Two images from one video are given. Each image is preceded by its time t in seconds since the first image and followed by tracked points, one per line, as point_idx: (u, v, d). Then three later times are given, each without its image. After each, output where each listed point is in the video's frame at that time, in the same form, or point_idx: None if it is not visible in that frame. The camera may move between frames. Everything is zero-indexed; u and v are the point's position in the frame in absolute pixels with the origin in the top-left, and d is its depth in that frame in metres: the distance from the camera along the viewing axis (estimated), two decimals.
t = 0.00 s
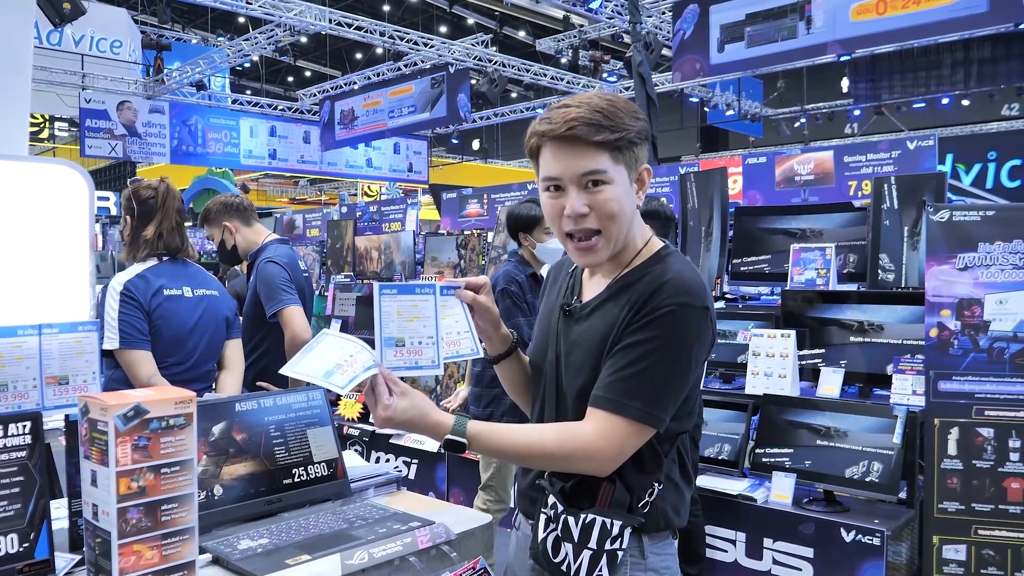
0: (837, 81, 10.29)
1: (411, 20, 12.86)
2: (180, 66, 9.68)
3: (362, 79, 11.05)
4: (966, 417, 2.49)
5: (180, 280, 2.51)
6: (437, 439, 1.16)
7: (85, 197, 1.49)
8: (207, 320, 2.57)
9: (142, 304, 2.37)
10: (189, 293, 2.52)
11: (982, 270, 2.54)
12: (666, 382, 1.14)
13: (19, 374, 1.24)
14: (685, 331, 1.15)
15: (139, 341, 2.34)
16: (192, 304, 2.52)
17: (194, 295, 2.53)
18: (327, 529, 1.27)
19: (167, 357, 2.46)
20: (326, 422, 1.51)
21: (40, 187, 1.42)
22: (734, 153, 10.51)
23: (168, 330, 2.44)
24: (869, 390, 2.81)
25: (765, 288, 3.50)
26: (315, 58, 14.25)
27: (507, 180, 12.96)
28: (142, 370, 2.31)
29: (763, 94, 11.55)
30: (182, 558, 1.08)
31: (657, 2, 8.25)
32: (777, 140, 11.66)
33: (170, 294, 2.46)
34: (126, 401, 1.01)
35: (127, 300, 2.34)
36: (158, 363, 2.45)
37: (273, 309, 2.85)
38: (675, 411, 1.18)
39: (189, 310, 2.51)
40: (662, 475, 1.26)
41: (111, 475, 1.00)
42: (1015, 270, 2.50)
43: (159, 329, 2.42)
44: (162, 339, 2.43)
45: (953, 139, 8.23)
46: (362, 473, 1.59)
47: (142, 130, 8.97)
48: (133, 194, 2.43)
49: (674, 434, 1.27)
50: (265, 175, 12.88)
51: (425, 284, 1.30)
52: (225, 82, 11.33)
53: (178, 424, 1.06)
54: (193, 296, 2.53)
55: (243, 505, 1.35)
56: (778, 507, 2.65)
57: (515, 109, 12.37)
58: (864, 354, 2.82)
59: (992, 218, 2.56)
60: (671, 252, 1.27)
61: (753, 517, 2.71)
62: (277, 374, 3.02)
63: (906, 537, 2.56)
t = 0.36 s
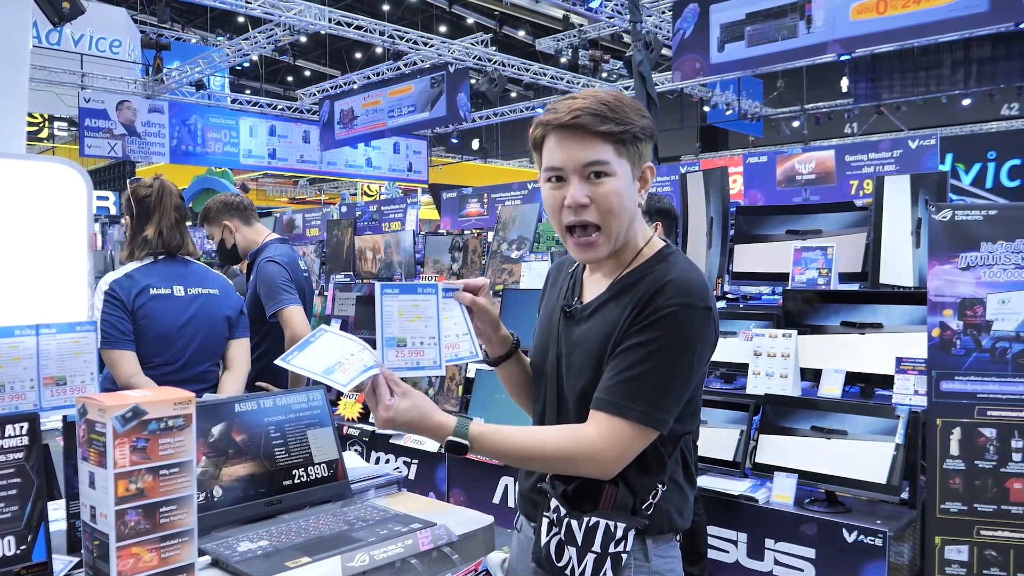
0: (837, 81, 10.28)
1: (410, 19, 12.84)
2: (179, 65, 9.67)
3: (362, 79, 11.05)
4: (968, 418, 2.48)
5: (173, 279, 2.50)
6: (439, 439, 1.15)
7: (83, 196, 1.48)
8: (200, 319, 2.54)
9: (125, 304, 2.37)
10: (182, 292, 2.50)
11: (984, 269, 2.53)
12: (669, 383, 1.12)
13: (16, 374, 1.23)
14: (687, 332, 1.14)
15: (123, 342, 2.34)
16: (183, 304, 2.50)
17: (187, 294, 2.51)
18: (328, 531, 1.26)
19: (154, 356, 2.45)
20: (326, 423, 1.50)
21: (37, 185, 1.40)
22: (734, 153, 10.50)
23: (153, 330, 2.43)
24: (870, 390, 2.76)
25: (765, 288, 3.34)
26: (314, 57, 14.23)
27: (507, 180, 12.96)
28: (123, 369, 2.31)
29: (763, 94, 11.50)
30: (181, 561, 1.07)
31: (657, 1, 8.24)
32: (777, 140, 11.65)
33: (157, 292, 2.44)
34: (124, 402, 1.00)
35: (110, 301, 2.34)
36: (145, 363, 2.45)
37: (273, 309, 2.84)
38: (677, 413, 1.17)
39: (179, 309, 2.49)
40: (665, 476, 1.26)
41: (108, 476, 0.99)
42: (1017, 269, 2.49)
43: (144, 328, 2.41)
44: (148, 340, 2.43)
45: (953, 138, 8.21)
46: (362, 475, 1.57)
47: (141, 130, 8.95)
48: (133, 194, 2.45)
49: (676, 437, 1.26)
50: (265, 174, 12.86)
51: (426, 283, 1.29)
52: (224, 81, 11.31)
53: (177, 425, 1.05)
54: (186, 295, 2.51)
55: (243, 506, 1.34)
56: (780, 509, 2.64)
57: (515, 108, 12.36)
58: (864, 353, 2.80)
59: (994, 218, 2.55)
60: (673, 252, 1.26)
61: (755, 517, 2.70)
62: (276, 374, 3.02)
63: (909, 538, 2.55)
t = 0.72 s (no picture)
0: (837, 81, 10.27)
1: (410, 20, 12.83)
2: (178, 65, 9.65)
3: (361, 78, 11.03)
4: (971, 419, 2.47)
5: (173, 279, 2.48)
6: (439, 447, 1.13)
7: (78, 196, 1.46)
8: (200, 319, 2.52)
9: (124, 304, 2.35)
10: (181, 292, 2.49)
11: (987, 269, 2.52)
12: (671, 384, 1.11)
13: (11, 376, 1.21)
14: (690, 333, 1.12)
15: (123, 341, 2.32)
16: (183, 303, 2.48)
17: (187, 295, 2.50)
18: (327, 534, 1.25)
19: (154, 356, 2.43)
20: (324, 425, 1.49)
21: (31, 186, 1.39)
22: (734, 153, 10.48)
23: (154, 329, 2.41)
24: (870, 390, 2.79)
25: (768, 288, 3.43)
26: (314, 57, 14.21)
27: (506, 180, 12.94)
28: (122, 370, 2.29)
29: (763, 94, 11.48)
30: (177, 566, 1.05)
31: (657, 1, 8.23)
32: (777, 141, 11.64)
33: (157, 292, 2.43)
34: (119, 404, 0.99)
35: (109, 300, 2.33)
36: (145, 363, 2.43)
37: (273, 310, 2.83)
38: (679, 415, 1.16)
39: (179, 309, 2.48)
40: (666, 480, 1.24)
41: (103, 480, 0.98)
42: (1019, 270, 2.48)
43: (143, 328, 2.39)
44: (148, 340, 2.41)
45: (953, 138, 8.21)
46: (361, 477, 1.56)
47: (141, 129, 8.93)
48: (132, 193, 2.44)
49: (677, 440, 1.25)
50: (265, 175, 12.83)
51: (423, 287, 1.27)
52: (224, 81, 11.30)
53: (173, 428, 1.03)
54: (186, 295, 2.49)
55: (241, 510, 1.32)
56: (782, 510, 2.62)
57: (514, 109, 12.35)
58: (864, 353, 2.81)
59: (997, 218, 2.53)
60: (675, 252, 1.24)
61: (757, 518, 2.68)
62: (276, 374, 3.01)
63: (911, 539, 2.54)
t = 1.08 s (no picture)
0: (836, 80, 10.26)
1: (410, 19, 12.81)
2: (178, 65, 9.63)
3: (361, 78, 11.01)
4: (975, 419, 2.44)
5: (174, 277, 2.46)
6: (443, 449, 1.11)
7: (74, 194, 1.45)
8: (202, 319, 2.51)
9: (129, 302, 2.33)
10: (183, 291, 2.47)
11: (991, 269, 2.51)
12: (677, 386, 1.09)
13: (4, 376, 1.20)
14: (696, 334, 1.10)
15: (129, 340, 2.31)
16: (184, 303, 2.47)
17: (189, 294, 2.48)
18: (326, 537, 1.23)
19: (157, 356, 2.42)
20: (324, 426, 1.47)
21: (26, 182, 1.37)
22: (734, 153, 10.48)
23: (158, 328, 2.39)
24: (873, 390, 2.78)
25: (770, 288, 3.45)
26: (313, 57, 14.18)
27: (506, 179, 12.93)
28: (127, 369, 2.27)
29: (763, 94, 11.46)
30: (172, 570, 1.03)
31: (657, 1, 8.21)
32: (777, 140, 11.63)
33: (160, 291, 2.41)
34: (114, 405, 0.97)
35: (113, 298, 2.30)
36: (148, 363, 2.41)
37: (272, 310, 2.81)
38: (686, 417, 1.14)
39: (181, 309, 2.46)
40: (670, 481, 1.22)
41: (98, 483, 0.96)
42: None
43: (147, 327, 2.38)
44: (151, 339, 2.39)
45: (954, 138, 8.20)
46: (361, 479, 1.54)
47: (140, 129, 8.91)
48: (131, 189, 2.41)
49: (682, 440, 1.23)
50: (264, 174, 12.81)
51: (424, 286, 1.25)
52: (223, 81, 11.28)
53: (169, 429, 1.01)
54: (188, 294, 2.48)
55: (238, 512, 1.31)
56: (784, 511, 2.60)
57: (514, 108, 12.34)
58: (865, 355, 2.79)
59: (1000, 217, 2.52)
60: (677, 251, 1.22)
61: (758, 519, 2.67)
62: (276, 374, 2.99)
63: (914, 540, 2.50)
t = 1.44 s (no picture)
0: (837, 80, 10.24)
1: (410, 19, 12.79)
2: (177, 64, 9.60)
3: (361, 77, 10.99)
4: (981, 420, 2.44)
5: (177, 278, 2.43)
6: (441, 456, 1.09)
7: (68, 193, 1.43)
8: (204, 320, 2.48)
9: (134, 303, 2.30)
10: (186, 292, 2.44)
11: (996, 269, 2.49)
12: (679, 390, 1.07)
13: None
14: (699, 337, 1.08)
15: (134, 342, 2.28)
16: (187, 303, 2.44)
17: (192, 294, 2.46)
18: (325, 541, 1.21)
19: (161, 357, 2.40)
20: (323, 428, 1.44)
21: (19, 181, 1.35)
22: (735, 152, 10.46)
23: (163, 329, 2.38)
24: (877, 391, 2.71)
25: (772, 287, 3.43)
26: (313, 57, 14.15)
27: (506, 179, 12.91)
28: (134, 371, 2.24)
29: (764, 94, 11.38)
30: None
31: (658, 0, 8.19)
32: (777, 139, 11.61)
33: (164, 292, 2.38)
34: (107, 408, 0.95)
35: (120, 299, 2.27)
36: (153, 364, 2.39)
37: (272, 310, 2.79)
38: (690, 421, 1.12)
39: (185, 309, 2.44)
40: (673, 487, 1.20)
41: (91, 487, 0.94)
42: None
43: (152, 328, 2.35)
44: (157, 339, 2.37)
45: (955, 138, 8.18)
46: (361, 481, 1.52)
47: (140, 129, 8.89)
48: (142, 186, 2.34)
49: (686, 444, 1.21)
50: (264, 174, 12.79)
51: (420, 292, 1.23)
52: (223, 80, 11.25)
53: (164, 432, 0.99)
54: (191, 295, 2.45)
55: (235, 515, 1.28)
56: (788, 513, 2.59)
57: (514, 108, 12.32)
58: (869, 355, 2.74)
59: (1004, 217, 2.50)
60: (681, 250, 1.20)
61: (761, 521, 2.64)
62: (275, 375, 2.96)
63: (918, 542, 2.48)
